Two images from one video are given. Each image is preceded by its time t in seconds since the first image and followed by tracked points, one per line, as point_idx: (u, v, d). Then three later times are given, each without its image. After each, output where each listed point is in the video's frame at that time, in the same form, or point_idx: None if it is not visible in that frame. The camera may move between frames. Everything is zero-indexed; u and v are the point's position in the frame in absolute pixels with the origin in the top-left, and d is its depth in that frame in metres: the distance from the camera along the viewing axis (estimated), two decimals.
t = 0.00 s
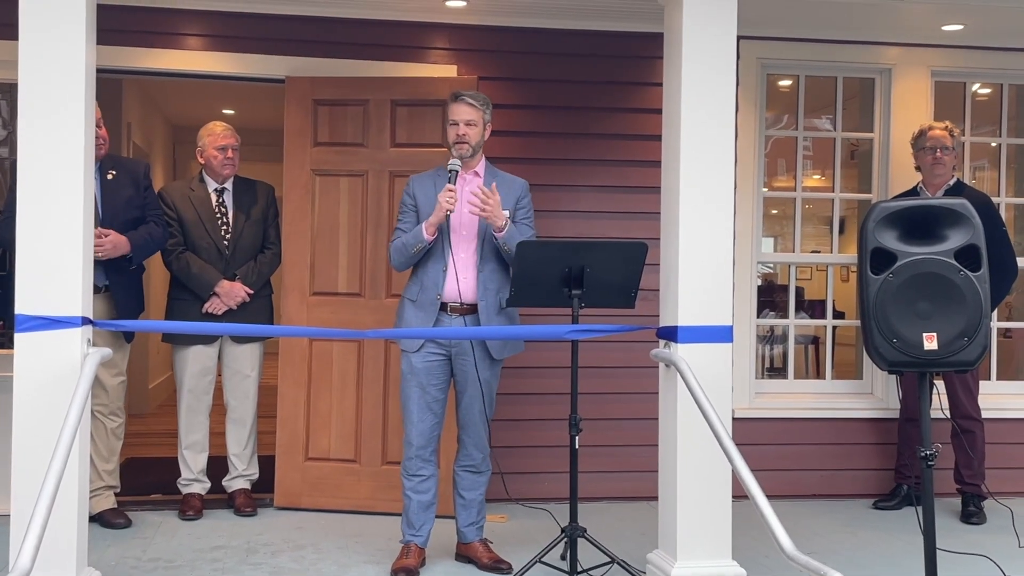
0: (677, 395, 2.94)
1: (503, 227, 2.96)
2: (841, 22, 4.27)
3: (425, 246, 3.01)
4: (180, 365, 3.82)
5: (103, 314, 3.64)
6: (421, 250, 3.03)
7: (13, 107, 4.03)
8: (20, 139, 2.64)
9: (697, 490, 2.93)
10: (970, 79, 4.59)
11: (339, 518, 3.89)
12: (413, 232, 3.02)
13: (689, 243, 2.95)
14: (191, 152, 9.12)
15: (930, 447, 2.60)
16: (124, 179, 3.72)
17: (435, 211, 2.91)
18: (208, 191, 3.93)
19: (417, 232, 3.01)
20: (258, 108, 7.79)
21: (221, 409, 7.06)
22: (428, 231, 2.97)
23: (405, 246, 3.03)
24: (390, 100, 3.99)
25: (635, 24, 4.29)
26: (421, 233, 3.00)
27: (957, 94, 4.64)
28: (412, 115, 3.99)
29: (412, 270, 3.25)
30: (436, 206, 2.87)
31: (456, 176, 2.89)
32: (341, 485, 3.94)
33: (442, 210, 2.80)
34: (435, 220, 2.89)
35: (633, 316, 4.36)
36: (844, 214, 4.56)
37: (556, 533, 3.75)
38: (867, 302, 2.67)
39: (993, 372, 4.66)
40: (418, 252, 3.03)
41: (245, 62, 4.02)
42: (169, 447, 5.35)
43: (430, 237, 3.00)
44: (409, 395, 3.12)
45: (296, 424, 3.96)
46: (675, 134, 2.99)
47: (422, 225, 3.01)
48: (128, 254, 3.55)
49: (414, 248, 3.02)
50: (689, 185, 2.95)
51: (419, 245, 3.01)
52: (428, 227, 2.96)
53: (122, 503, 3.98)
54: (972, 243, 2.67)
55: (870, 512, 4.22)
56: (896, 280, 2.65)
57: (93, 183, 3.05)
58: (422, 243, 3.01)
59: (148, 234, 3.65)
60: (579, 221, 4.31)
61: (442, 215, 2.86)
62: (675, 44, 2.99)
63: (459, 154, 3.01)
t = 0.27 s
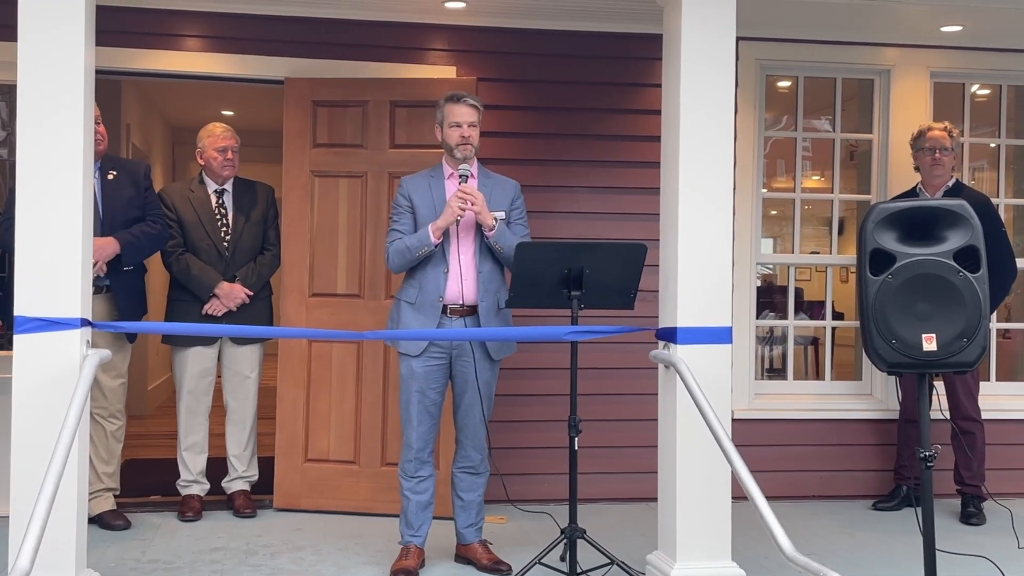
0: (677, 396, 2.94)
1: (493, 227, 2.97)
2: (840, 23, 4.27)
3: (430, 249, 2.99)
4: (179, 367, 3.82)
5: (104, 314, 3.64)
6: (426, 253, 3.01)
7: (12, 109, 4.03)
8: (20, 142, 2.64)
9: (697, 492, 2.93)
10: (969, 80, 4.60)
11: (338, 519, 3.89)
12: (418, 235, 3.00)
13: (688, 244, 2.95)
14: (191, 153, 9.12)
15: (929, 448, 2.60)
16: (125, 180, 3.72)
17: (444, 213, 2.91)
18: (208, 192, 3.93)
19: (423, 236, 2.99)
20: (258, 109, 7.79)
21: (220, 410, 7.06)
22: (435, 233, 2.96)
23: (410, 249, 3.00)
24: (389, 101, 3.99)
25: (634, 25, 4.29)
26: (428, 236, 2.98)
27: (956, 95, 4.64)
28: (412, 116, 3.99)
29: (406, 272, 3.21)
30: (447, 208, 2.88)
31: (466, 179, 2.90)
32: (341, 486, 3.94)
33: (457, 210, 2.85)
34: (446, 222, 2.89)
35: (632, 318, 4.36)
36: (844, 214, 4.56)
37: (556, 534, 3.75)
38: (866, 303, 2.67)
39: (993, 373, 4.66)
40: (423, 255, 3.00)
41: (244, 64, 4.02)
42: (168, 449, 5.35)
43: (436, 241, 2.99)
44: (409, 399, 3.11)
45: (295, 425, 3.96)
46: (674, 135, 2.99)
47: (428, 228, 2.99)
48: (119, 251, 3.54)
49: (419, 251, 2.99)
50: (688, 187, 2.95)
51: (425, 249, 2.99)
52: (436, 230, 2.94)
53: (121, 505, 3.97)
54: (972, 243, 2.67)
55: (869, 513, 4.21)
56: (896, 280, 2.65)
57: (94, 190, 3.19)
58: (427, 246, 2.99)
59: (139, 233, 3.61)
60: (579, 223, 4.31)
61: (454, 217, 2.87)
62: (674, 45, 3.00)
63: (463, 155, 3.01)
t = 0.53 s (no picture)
0: (676, 397, 2.94)
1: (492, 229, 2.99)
2: (839, 24, 4.27)
3: (435, 252, 2.98)
4: (179, 369, 3.82)
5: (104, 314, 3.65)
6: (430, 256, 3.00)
7: (12, 111, 4.03)
8: (19, 145, 2.64)
9: (696, 492, 2.93)
10: (968, 81, 4.60)
11: (338, 520, 3.89)
12: (421, 239, 2.98)
13: (688, 245, 2.96)
14: (190, 154, 9.12)
15: (929, 449, 2.60)
16: (124, 179, 3.72)
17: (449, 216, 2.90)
18: (208, 194, 3.93)
19: (428, 239, 2.97)
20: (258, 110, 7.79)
21: (220, 411, 7.05)
22: (440, 237, 2.94)
23: (413, 253, 2.98)
24: (389, 103, 3.99)
25: (633, 26, 4.30)
26: (432, 239, 2.96)
27: (955, 95, 4.65)
28: (411, 117, 3.99)
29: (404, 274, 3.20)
30: (455, 210, 2.87)
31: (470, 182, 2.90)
32: (340, 488, 3.94)
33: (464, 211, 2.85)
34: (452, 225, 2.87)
35: (632, 319, 4.36)
36: (844, 215, 4.56)
37: (556, 535, 3.75)
38: (866, 304, 2.67)
39: (992, 374, 4.66)
40: (427, 258, 2.99)
41: (244, 65, 4.02)
42: (168, 450, 5.35)
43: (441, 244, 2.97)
44: (411, 402, 3.10)
45: (295, 426, 3.96)
46: (673, 136, 2.99)
47: (431, 232, 2.97)
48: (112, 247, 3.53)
49: (424, 254, 2.98)
50: (688, 188, 2.95)
51: (430, 252, 2.97)
52: (441, 233, 2.92)
53: (121, 507, 3.97)
54: (971, 244, 2.68)
55: (869, 514, 4.22)
56: (895, 281, 2.65)
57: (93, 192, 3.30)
58: (432, 249, 2.97)
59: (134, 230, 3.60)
60: (579, 223, 4.31)
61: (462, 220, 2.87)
62: (673, 46, 3.00)
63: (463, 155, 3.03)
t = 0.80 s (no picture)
0: (677, 398, 2.94)
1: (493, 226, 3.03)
2: (839, 25, 4.27)
3: (440, 251, 2.97)
4: (181, 369, 3.81)
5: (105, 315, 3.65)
6: (436, 256, 2.99)
7: (12, 112, 4.02)
8: (20, 147, 2.64)
9: (697, 493, 2.93)
10: (968, 81, 4.60)
11: (339, 521, 3.89)
12: (426, 238, 2.97)
13: (688, 245, 2.96)
14: (190, 155, 9.12)
15: (929, 449, 2.60)
16: (123, 179, 3.72)
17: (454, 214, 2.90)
18: (209, 195, 3.93)
19: (433, 238, 2.96)
20: (258, 111, 7.79)
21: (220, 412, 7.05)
22: (446, 236, 2.94)
23: (418, 253, 2.97)
24: (389, 103, 3.99)
25: (633, 26, 4.30)
26: (437, 238, 2.95)
27: (954, 95, 4.65)
28: (411, 118, 3.99)
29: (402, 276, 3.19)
30: (459, 208, 2.87)
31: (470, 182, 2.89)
32: (341, 488, 3.94)
33: (469, 208, 2.86)
34: (458, 222, 2.87)
35: (632, 319, 4.36)
36: (844, 215, 4.56)
37: (556, 535, 3.75)
38: (866, 304, 2.67)
39: (993, 374, 4.66)
40: (433, 257, 2.98)
41: (244, 66, 4.01)
42: (168, 451, 5.35)
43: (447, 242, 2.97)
44: (412, 405, 3.09)
45: (296, 427, 3.96)
46: (674, 136, 2.99)
47: (436, 231, 2.96)
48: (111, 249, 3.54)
49: (430, 253, 2.97)
50: (688, 188, 2.95)
51: (436, 251, 2.97)
52: (447, 232, 2.92)
53: (121, 508, 3.97)
54: (971, 244, 2.68)
55: (869, 514, 4.22)
56: (895, 281, 2.65)
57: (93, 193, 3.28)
58: (438, 248, 2.97)
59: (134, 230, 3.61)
60: (579, 224, 4.31)
61: (467, 217, 2.86)
62: (673, 46, 3.00)
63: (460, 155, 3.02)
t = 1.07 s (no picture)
0: (677, 398, 2.94)
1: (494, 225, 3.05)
2: (838, 24, 4.27)
3: (443, 251, 2.97)
4: (182, 370, 3.82)
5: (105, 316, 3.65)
6: (439, 256, 2.99)
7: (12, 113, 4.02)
8: (20, 147, 2.64)
9: (697, 493, 2.93)
10: (968, 80, 4.60)
11: (339, 521, 3.89)
12: (429, 238, 2.97)
13: (688, 245, 2.96)
14: (190, 155, 9.13)
15: (929, 449, 2.60)
16: (122, 179, 3.73)
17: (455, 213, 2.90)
18: (210, 195, 3.93)
19: (436, 238, 2.96)
20: (258, 112, 7.79)
21: (221, 412, 7.05)
22: (449, 235, 2.93)
23: (421, 253, 2.96)
24: (389, 103, 3.99)
25: (633, 26, 4.30)
26: (440, 238, 2.95)
27: (955, 95, 4.65)
28: (411, 118, 3.99)
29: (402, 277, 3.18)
30: (460, 207, 2.87)
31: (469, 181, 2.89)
32: (341, 489, 3.94)
33: (471, 207, 2.86)
34: (461, 220, 2.87)
35: (633, 319, 4.37)
36: (844, 215, 4.56)
37: (557, 536, 3.75)
38: (866, 304, 2.67)
39: (993, 374, 4.66)
40: (436, 257, 2.98)
41: (244, 66, 4.02)
42: (168, 451, 5.35)
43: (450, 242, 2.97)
44: (412, 406, 3.09)
45: (296, 428, 3.97)
46: (674, 136, 2.99)
47: (439, 231, 2.96)
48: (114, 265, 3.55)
49: (433, 254, 2.96)
50: (687, 188, 2.95)
51: (439, 251, 2.96)
52: (450, 231, 2.91)
53: (122, 508, 3.97)
54: (971, 244, 2.68)
55: (870, 514, 4.22)
56: (896, 281, 2.65)
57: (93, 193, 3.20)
58: (442, 248, 2.96)
59: (133, 235, 3.61)
60: (579, 224, 4.31)
61: (468, 215, 2.86)
62: (673, 46, 3.00)
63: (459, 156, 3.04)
